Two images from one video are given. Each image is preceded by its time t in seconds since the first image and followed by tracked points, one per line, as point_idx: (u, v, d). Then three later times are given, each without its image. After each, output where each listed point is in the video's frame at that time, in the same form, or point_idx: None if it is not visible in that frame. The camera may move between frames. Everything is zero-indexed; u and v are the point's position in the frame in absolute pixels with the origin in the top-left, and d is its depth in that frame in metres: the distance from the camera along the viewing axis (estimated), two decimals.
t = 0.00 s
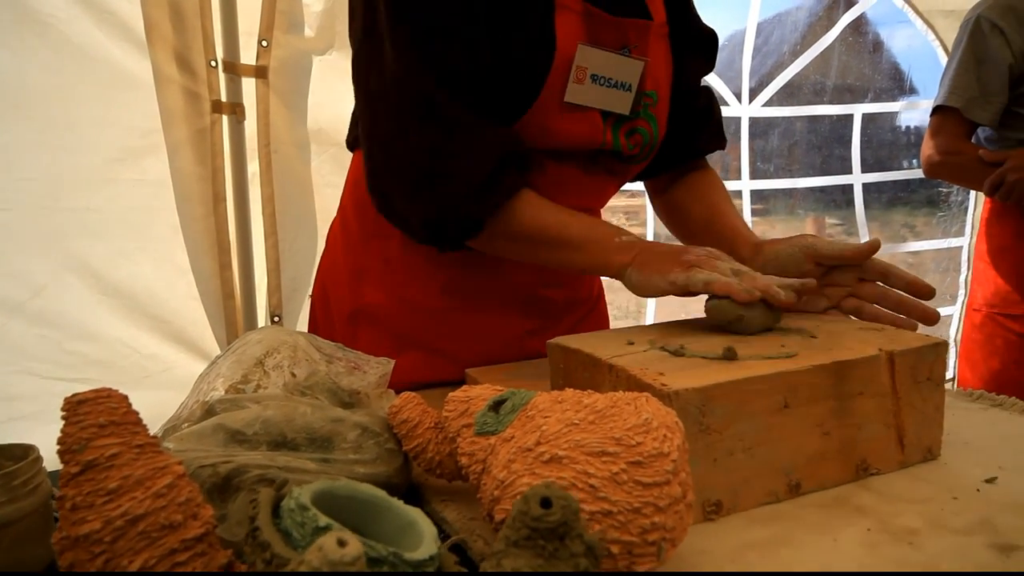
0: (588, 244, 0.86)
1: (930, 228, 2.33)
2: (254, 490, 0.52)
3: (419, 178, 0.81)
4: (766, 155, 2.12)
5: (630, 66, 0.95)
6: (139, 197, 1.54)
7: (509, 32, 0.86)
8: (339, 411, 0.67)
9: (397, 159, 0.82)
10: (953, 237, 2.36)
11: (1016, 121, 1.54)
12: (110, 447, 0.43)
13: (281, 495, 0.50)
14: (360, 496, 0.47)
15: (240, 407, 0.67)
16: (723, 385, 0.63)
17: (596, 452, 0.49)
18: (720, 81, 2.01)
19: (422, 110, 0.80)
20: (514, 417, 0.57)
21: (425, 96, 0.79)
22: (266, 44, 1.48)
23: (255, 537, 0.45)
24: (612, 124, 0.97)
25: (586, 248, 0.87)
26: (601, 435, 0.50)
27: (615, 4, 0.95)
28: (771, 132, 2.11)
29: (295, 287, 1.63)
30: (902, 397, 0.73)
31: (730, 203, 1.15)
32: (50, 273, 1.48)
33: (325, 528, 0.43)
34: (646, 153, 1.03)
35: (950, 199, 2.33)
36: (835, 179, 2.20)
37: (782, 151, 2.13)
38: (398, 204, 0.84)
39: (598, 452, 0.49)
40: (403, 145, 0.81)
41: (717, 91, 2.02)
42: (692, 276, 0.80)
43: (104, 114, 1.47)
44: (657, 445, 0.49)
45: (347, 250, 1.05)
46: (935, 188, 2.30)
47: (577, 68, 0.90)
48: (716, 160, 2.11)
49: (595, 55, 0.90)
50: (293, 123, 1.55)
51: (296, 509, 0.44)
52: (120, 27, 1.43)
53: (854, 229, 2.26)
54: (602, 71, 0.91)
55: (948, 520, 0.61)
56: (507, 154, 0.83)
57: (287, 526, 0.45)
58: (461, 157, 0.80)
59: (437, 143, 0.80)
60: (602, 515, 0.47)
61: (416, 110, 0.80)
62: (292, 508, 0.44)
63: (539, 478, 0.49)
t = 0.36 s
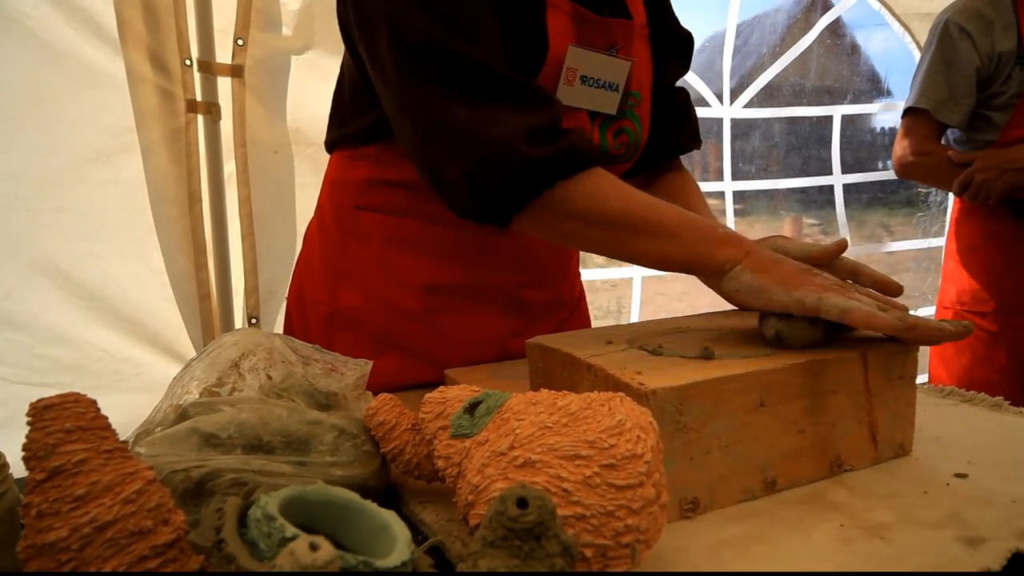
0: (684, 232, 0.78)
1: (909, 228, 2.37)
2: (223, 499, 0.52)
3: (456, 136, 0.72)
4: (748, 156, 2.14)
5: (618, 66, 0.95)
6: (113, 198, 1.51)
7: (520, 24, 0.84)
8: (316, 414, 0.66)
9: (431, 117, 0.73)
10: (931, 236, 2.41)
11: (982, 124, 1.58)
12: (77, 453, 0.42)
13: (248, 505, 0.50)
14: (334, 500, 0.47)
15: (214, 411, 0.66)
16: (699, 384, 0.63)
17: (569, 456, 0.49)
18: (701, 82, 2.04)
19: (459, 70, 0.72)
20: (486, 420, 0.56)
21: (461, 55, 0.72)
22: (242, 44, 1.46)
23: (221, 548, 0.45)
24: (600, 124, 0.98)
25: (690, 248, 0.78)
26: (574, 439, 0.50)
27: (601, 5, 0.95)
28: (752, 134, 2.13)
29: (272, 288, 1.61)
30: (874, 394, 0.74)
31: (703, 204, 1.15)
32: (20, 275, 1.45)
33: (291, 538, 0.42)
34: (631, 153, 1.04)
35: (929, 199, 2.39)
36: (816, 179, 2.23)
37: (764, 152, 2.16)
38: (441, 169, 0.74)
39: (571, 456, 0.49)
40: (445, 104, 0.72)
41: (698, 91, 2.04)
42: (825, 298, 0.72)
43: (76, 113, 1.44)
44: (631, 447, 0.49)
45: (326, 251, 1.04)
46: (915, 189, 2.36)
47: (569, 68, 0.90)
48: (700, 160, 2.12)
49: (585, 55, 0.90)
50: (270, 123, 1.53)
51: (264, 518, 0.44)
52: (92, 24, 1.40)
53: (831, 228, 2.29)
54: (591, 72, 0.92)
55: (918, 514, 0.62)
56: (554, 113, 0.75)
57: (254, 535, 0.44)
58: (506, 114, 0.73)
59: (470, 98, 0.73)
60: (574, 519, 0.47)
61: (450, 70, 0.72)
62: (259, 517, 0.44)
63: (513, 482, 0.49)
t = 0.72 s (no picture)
0: (488, 252, 0.74)
1: (893, 229, 2.42)
2: (198, 500, 0.51)
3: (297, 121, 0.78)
4: (736, 157, 2.17)
5: (594, 68, 0.95)
6: (87, 198, 1.48)
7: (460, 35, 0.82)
8: (292, 416, 0.66)
9: (289, 100, 0.80)
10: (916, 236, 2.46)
11: (951, 125, 1.61)
12: (44, 458, 0.42)
13: (230, 502, 0.49)
14: (311, 502, 0.47)
15: (188, 413, 0.65)
16: (675, 382, 0.64)
17: (546, 454, 0.49)
18: (687, 82, 2.06)
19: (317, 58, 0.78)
20: (464, 421, 0.56)
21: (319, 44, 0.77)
22: (217, 41, 1.44)
23: (199, 545, 0.45)
24: (577, 124, 0.97)
25: (490, 269, 0.74)
26: (551, 438, 0.50)
27: (575, 9, 0.96)
28: (738, 134, 2.16)
29: (251, 290, 1.59)
30: (847, 390, 0.75)
31: (683, 207, 1.16)
32: None
33: (271, 535, 0.42)
34: (609, 154, 1.04)
35: (912, 198, 2.43)
36: (805, 180, 2.26)
37: (753, 153, 2.18)
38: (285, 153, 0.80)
39: (548, 454, 0.49)
40: (302, 87, 0.80)
41: (684, 91, 2.06)
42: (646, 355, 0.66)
43: (48, 112, 1.42)
44: (607, 445, 0.49)
45: (306, 251, 1.03)
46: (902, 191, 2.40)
47: (545, 70, 0.90)
48: (684, 161, 2.14)
49: (559, 56, 0.91)
50: (248, 123, 1.52)
51: (243, 516, 0.44)
52: (65, 22, 1.38)
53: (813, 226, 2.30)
54: (567, 72, 0.92)
55: (890, 508, 0.63)
56: (387, 112, 0.75)
57: (233, 534, 0.44)
58: (335, 105, 0.77)
59: (324, 90, 0.78)
60: (552, 517, 0.47)
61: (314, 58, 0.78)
62: (238, 515, 0.44)
63: (489, 481, 0.49)
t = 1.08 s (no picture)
0: (389, 257, 0.80)
1: (885, 230, 2.44)
2: (184, 503, 0.51)
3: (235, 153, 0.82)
4: (749, 157, 2.16)
5: (583, 72, 0.96)
6: (73, 198, 1.47)
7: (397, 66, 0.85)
8: (281, 417, 0.65)
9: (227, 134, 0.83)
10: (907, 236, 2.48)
11: (933, 126, 1.63)
12: (27, 461, 0.41)
13: (215, 506, 0.49)
14: (299, 504, 0.46)
15: (175, 415, 0.65)
16: (663, 382, 0.64)
17: (535, 455, 0.49)
18: (691, 77, 2.03)
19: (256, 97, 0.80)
20: (453, 421, 0.56)
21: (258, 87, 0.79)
22: (201, 39, 1.43)
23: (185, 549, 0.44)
24: (568, 128, 0.97)
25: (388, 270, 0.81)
26: (540, 438, 0.50)
27: (562, 11, 0.97)
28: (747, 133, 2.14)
29: (238, 291, 1.59)
30: (835, 389, 0.76)
31: (674, 209, 1.17)
32: None
33: (257, 539, 0.42)
34: (600, 157, 1.04)
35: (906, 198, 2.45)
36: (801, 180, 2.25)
37: (765, 152, 2.18)
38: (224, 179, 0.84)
39: (537, 455, 0.49)
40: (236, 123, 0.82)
41: (690, 87, 2.03)
42: (489, 310, 0.75)
43: (33, 111, 1.40)
44: (596, 445, 0.49)
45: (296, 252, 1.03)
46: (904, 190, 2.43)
47: (534, 74, 0.90)
48: (692, 156, 2.10)
49: (549, 61, 0.91)
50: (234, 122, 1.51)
51: (229, 520, 0.43)
52: (50, 20, 1.37)
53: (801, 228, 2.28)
54: (556, 76, 0.92)
55: (877, 506, 0.64)
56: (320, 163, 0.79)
57: (219, 537, 0.43)
58: (272, 145, 0.80)
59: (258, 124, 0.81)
60: (540, 518, 0.47)
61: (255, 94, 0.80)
62: (224, 519, 0.43)
63: (478, 482, 0.49)
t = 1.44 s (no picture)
0: (573, 256, 0.75)
1: (885, 233, 2.45)
2: (179, 504, 0.50)
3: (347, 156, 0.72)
4: (784, 146, 2.15)
5: (588, 79, 0.95)
6: (68, 198, 1.46)
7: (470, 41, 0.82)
8: (276, 418, 0.65)
9: (329, 135, 0.73)
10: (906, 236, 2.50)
11: (942, 122, 1.62)
12: (20, 463, 0.41)
13: (209, 506, 0.49)
14: (294, 505, 0.46)
15: (171, 416, 0.65)
16: (660, 381, 0.64)
17: (530, 456, 0.49)
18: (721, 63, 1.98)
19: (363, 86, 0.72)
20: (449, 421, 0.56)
21: (367, 74, 0.71)
22: (197, 39, 1.42)
23: (179, 550, 0.44)
24: (570, 133, 0.98)
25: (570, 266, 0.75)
26: (535, 439, 0.50)
27: (566, 18, 0.96)
28: (784, 121, 2.13)
29: (234, 292, 1.58)
30: (830, 389, 0.76)
31: (670, 208, 1.17)
32: None
33: (251, 541, 0.41)
34: (600, 161, 1.04)
35: (907, 199, 2.46)
36: (800, 176, 2.20)
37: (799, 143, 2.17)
38: (335, 186, 0.75)
39: (532, 455, 0.49)
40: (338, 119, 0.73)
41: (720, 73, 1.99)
42: (731, 335, 0.67)
43: (27, 111, 1.39)
44: (591, 445, 0.49)
45: (292, 253, 1.03)
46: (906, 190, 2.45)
47: (542, 79, 0.89)
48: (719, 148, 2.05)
49: (557, 66, 0.90)
50: (230, 122, 1.51)
51: (223, 521, 0.43)
52: (46, 19, 1.36)
53: (797, 226, 2.25)
54: (562, 82, 0.91)
55: (873, 506, 0.64)
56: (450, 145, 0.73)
57: (214, 538, 0.43)
58: (398, 134, 0.72)
59: (369, 119, 0.72)
60: (536, 518, 0.47)
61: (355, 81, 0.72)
62: (219, 520, 0.43)
63: (473, 483, 0.49)
